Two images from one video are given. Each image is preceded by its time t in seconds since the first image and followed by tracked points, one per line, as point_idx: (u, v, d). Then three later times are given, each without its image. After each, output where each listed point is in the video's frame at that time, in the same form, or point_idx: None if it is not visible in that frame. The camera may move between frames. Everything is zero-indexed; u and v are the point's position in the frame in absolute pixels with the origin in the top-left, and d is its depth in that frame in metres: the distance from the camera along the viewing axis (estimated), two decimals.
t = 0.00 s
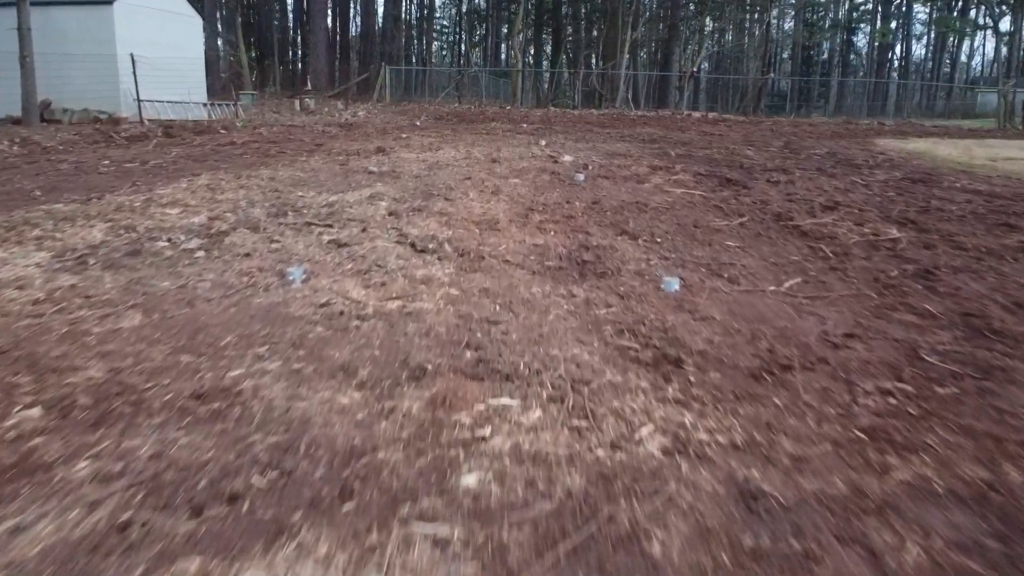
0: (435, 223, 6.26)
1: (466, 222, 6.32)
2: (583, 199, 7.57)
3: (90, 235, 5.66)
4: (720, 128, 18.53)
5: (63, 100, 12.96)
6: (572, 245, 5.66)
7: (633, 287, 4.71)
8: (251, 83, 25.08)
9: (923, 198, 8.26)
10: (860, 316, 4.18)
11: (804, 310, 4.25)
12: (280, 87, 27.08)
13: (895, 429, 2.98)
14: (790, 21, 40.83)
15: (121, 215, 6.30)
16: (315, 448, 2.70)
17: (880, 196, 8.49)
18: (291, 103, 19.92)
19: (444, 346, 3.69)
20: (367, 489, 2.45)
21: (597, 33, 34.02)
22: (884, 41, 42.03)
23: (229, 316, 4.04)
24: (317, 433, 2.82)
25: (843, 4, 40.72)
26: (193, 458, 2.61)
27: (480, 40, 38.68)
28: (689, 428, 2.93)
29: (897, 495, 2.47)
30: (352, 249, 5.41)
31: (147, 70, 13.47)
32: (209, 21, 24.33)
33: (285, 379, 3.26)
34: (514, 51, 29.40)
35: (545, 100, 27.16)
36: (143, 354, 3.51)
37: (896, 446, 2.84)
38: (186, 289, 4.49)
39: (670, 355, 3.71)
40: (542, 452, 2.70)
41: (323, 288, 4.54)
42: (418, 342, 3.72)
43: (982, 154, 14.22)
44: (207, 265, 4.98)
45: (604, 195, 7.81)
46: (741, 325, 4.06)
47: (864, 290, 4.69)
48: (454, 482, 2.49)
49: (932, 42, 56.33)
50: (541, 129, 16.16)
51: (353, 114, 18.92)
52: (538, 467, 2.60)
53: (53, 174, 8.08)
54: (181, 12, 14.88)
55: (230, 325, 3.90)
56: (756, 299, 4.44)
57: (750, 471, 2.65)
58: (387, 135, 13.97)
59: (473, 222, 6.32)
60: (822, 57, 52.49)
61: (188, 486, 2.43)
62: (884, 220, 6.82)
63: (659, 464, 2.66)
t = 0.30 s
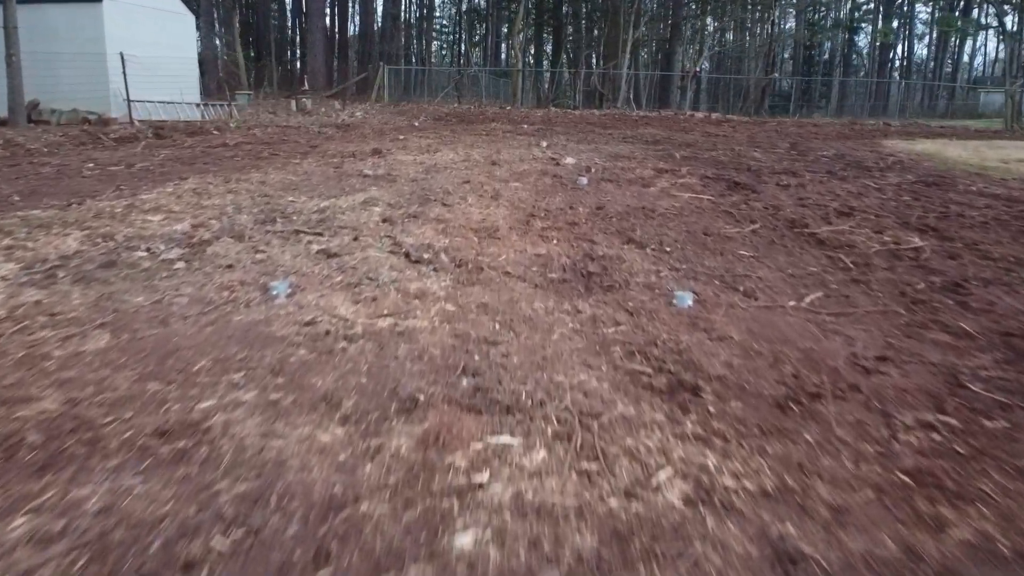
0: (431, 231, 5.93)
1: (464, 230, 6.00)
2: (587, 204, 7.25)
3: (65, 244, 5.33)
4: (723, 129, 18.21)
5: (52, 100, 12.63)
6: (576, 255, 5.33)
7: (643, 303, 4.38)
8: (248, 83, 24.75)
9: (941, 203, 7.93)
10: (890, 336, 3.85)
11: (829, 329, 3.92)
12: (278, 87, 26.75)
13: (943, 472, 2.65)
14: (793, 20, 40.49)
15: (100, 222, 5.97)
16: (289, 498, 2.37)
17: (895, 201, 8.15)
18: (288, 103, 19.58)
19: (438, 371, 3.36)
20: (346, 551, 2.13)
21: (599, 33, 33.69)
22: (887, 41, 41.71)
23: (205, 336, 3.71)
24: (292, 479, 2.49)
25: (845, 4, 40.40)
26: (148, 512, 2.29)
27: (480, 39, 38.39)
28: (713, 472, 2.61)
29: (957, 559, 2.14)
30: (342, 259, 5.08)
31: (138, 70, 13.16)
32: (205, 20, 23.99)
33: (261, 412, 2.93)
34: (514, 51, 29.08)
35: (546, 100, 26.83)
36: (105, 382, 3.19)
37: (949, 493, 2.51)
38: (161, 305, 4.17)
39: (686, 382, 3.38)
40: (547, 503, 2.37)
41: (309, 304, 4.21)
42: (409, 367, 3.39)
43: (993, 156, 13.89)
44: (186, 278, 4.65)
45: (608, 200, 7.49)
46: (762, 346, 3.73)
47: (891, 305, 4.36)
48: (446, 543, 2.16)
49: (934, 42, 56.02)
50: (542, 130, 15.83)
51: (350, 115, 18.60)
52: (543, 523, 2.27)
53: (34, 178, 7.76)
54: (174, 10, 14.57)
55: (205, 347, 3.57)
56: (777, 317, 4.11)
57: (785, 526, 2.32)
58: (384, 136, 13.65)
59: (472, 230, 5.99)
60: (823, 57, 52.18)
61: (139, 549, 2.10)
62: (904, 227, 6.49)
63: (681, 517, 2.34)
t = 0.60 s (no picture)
0: (427, 239, 5.60)
1: (463, 238, 5.67)
2: (592, 210, 6.91)
3: (37, 255, 5.00)
4: (729, 130, 17.87)
5: (41, 100, 12.30)
6: (581, 265, 4.99)
7: (656, 320, 4.05)
8: (245, 83, 24.43)
9: (961, 207, 7.60)
10: (928, 359, 3.52)
11: (860, 351, 3.59)
12: (275, 88, 26.43)
13: (1007, 528, 2.32)
14: (796, 20, 40.16)
15: (77, 230, 5.64)
16: (256, 565, 2.04)
17: (913, 205, 7.82)
18: (285, 103, 19.25)
19: (432, 402, 3.03)
20: None
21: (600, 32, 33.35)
22: (891, 41, 41.36)
23: (177, 361, 3.37)
24: (260, 538, 2.15)
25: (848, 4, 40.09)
26: None
27: (481, 39, 38.08)
28: (745, 527, 2.27)
29: None
30: (332, 271, 4.75)
31: (129, 70, 12.83)
32: (201, 19, 23.66)
33: (231, 454, 2.60)
34: (515, 51, 28.76)
35: (547, 100, 26.49)
36: (59, 417, 2.85)
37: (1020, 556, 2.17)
38: (133, 324, 3.83)
39: (707, 414, 3.05)
40: (556, 571, 2.04)
41: (293, 322, 3.88)
42: (400, 397, 3.06)
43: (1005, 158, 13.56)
44: (162, 293, 4.32)
45: (614, 205, 7.16)
46: (788, 371, 3.40)
47: (924, 322, 4.03)
48: None
49: (938, 42, 55.66)
50: (544, 131, 15.50)
51: (349, 115, 18.27)
52: None
53: (14, 182, 7.43)
54: (168, 8, 14.26)
55: (175, 373, 3.23)
56: (802, 337, 3.78)
57: None
58: (382, 137, 13.33)
59: (471, 238, 5.67)
60: (826, 57, 51.82)
61: None
62: (927, 235, 6.16)
63: None
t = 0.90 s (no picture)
0: (429, 246, 5.33)
1: (467, 245, 5.40)
2: (601, 215, 6.63)
3: (17, 262, 4.74)
4: (738, 130, 17.58)
5: (37, 101, 12.08)
6: (591, 275, 4.71)
7: (673, 336, 3.76)
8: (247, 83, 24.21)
9: (986, 212, 7.30)
10: (971, 383, 3.24)
11: (897, 374, 3.30)
12: (279, 88, 26.22)
13: None
14: (803, 19, 39.83)
15: (62, 236, 5.39)
16: None
17: (935, 209, 7.52)
18: (287, 104, 19.01)
19: (430, 432, 2.75)
20: None
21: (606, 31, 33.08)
22: (899, 40, 41.01)
23: (154, 383, 3.10)
24: None
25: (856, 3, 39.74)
26: None
27: (486, 38, 37.83)
28: None
29: None
30: (326, 281, 4.48)
31: (128, 69, 12.61)
32: (203, 19, 23.45)
33: (205, 495, 2.32)
34: (521, 50, 28.49)
35: (552, 100, 26.23)
36: (18, 450, 2.58)
37: None
38: (110, 340, 3.56)
39: (734, 447, 2.76)
40: None
41: (282, 339, 3.61)
42: (395, 426, 2.78)
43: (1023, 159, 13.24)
44: (145, 305, 4.05)
45: (624, 210, 6.88)
46: (820, 396, 3.12)
47: (963, 340, 3.74)
48: None
49: (946, 41, 55.27)
50: (550, 132, 15.24)
51: (352, 115, 18.03)
52: None
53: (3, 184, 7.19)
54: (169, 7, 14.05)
55: (151, 399, 2.96)
56: (832, 356, 3.49)
57: None
58: (385, 138, 13.08)
59: (474, 245, 5.39)
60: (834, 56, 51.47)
61: None
62: (954, 241, 5.87)
63: None
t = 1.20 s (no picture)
0: (431, 255, 5.00)
1: (472, 254, 5.06)
2: (614, 221, 6.28)
3: None
4: (751, 131, 17.20)
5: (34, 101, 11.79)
6: (605, 289, 4.37)
7: (698, 360, 3.41)
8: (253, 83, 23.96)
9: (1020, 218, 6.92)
10: None
11: (952, 407, 2.95)
12: (285, 88, 25.98)
13: None
14: (815, 18, 39.34)
15: (41, 244, 5.07)
16: None
17: (966, 214, 7.15)
18: (292, 104, 18.74)
19: (427, 478, 2.41)
20: None
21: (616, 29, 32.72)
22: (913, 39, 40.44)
23: (119, 417, 2.76)
24: None
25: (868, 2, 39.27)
26: None
27: (494, 38, 37.51)
28: None
29: None
30: (320, 295, 4.15)
31: (128, 68, 12.34)
32: (208, 17, 23.22)
33: (161, 562, 1.98)
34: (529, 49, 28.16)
35: (562, 100, 25.87)
36: None
37: None
38: (77, 364, 3.23)
39: (774, 496, 2.41)
40: None
41: (266, 364, 3.27)
42: (388, 471, 2.44)
43: None
44: (121, 323, 3.72)
45: (638, 215, 6.54)
46: (869, 434, 2.76)
47: (1018, 365, 3.38)
48: None
49: (959, 40, 54.64)
50: (559, 132, 14.89)
51: (357, 115, 17.73)
52: None
53: None
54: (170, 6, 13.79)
55: (113, 436, 2.62)
56: (876, 385, 3.14)
57: None
58: (390, 138, 12.76)
59: (480, 255, 5.05)
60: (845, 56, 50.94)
61: None
62: (992, 251, 5.50)
63: None
